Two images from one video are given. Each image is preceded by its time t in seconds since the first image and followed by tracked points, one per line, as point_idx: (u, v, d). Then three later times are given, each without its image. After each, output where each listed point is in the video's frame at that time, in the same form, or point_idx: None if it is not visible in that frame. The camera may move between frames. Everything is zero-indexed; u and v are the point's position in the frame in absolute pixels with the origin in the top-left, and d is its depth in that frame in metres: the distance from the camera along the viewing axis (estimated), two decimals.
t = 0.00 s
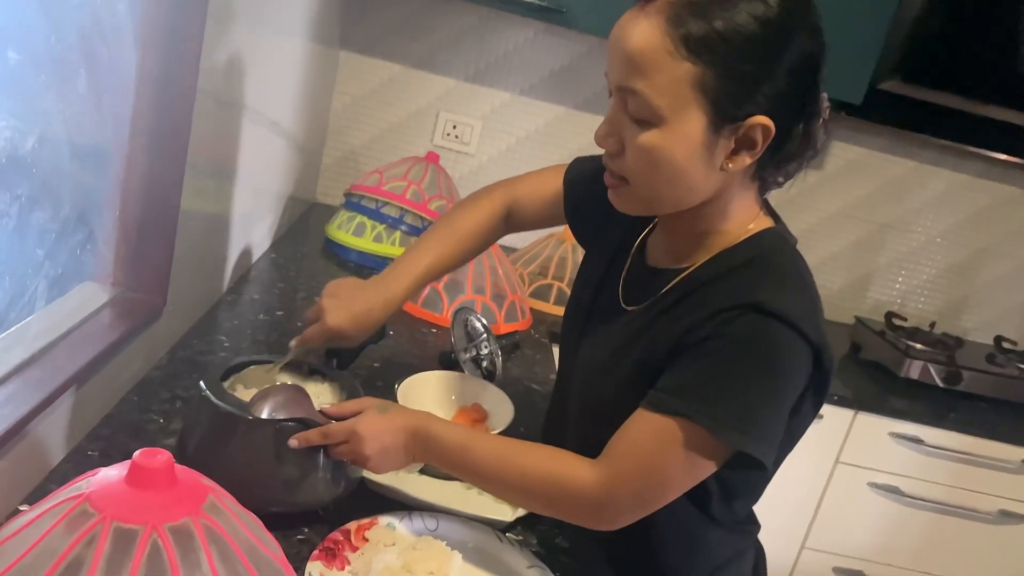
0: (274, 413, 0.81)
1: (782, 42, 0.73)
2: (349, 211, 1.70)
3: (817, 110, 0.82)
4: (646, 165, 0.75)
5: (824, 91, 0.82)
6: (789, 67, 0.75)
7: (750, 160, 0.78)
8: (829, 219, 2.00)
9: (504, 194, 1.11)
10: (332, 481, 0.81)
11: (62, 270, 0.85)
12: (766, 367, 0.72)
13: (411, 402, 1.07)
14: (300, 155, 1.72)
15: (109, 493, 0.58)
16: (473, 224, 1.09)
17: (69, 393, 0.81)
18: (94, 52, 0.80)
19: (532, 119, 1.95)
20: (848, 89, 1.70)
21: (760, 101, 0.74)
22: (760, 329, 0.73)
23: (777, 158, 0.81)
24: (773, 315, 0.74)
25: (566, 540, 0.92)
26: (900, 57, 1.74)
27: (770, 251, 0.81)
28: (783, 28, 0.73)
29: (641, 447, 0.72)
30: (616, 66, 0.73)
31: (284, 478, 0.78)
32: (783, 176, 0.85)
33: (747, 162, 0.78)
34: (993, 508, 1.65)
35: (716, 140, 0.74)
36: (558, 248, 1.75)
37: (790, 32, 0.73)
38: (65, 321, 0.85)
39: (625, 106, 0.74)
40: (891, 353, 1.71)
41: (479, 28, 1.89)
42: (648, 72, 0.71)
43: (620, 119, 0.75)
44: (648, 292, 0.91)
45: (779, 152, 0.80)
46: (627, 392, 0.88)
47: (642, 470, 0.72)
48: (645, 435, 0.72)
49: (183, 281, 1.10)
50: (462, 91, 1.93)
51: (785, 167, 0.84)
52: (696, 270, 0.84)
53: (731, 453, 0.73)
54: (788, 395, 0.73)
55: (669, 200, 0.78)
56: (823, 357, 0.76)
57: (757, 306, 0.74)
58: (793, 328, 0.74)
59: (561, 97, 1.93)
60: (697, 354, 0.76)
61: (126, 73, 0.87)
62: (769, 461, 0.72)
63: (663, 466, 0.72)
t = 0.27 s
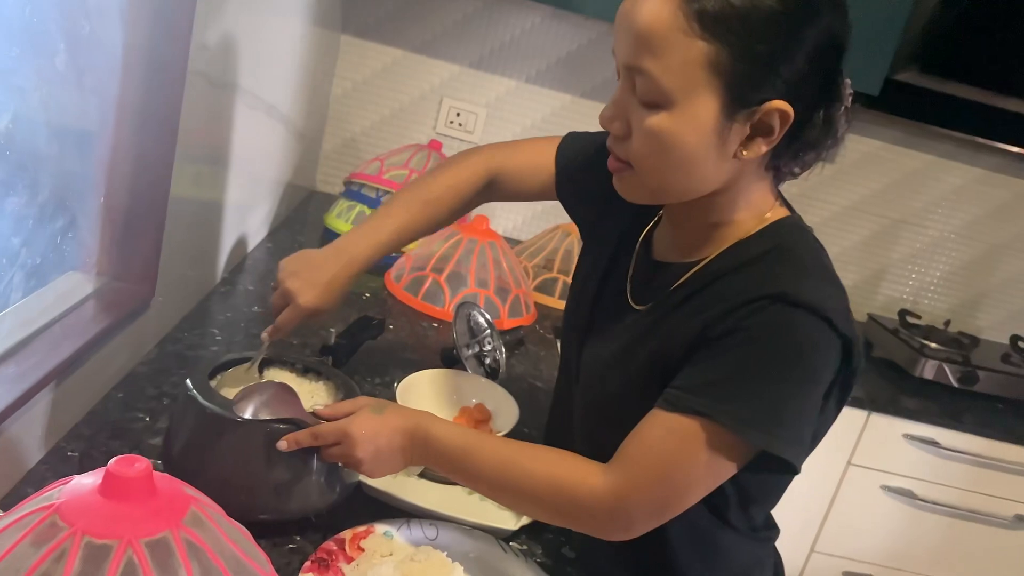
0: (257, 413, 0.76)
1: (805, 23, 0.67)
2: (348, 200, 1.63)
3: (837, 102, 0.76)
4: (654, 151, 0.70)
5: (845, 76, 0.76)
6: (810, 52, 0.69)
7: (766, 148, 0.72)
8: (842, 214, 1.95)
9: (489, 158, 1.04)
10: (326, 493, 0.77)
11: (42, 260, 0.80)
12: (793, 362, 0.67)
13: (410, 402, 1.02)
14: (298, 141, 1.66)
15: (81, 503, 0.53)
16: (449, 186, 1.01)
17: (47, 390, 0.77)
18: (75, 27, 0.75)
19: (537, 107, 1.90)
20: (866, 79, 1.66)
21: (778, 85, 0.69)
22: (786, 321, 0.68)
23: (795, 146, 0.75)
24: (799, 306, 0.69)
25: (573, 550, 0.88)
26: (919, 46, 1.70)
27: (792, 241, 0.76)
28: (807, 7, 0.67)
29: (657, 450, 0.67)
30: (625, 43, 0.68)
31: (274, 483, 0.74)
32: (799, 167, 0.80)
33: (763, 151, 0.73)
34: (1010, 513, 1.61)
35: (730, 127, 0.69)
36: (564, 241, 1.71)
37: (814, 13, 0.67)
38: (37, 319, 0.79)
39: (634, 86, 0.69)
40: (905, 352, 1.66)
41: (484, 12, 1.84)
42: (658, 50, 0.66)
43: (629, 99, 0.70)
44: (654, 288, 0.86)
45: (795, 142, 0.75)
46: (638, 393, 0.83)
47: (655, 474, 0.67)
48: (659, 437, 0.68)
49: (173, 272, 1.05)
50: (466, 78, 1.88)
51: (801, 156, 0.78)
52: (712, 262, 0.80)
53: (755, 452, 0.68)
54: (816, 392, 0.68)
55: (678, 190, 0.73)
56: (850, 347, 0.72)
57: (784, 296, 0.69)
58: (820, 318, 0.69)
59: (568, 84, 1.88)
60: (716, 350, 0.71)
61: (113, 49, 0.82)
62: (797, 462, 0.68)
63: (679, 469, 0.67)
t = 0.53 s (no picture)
0: (255, 422, 0.73)
1: (803, 16, 0.65)
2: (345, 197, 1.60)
3: (836, 98, 0.74)
4: (647, 147, 0.67)
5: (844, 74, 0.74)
6: (809, 47, 0.66)
7: (762, 145, 0.70)
8: (846, 216, 1.93)
9: (466, 152, 0.99)
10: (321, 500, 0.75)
11: (29, 255, 0.77)
12: (805, 360, 0.64)
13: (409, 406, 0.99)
14: (297, 138, 1.64)
15: (66, 511, 0.51)
16: (421, 183, 0.97)
17: (35, 390, 0.74)
18: (66, 14, 0.72)
19: (540, 105, 1.87)
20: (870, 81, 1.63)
21: (776, 79, 0.66)
22: (796, 319, 0.66)
23: (793, 144, 0.74)
24: (809, 302, 0.67)
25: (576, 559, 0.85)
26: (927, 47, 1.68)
27: (796, 239, 0.74)
28: None
29: (668, 456, 0.64)
30: (616, 33, 0.65)
31: (267, 490, 0.71)
32: (796, 163, 0.78)
33: (760, 147, 0.71)
34: (1015, 521, 1.60)
35: (726, 124, 0.67)
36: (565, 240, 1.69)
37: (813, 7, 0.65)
38: (25, 316, 0.76)
39: (625, 79, 0.66)
40: (910, 357, 1.64)
41: (487, 8, 1.81)
42: (651, 41, 0.63)
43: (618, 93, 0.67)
44: (651, 290, 0.84)
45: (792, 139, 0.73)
46: (640, 398, 0.81)
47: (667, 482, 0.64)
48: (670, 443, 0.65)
49: (167, 269, 1.02)
50: (468, 75, 1.86)
51: (798, 155, 0.76)
52: (712, 261, 0.78)
53: (768, 455, 0.66)
54: (830, 391, 0.66)
55: (671, 189, 0.70)
56: (862, 345, 0.69)
57: (794, 294, 0.67)
58: (831, 314, 0.67)
59: (571, 82, 1.86)
60: (724, 352, 0.69)
61: (106, 39, 0.79)
62: (813, 463, 0.65)
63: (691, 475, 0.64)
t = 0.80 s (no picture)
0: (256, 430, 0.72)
1: (786, 21, 0.66)
2: (344, 202, 1.61)
3: (822, 102, 0.76)
4: (643, 159, 0.68)
5: (829, 76, 0.75)
6: (795, 51, 0.68)
7: (757, 149, 0.71)
8: (842, 226, 1.94)
9: (460, 168, 1.01)
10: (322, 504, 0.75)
11: (31, 261, 0.77)
12: (799, 368, 0.65)
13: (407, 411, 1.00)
14: (296, 143, 1.64)
15: (68, 518, 0.51)
16: (416, 199, 0.99)
17: (34, 396, 0.74)
18: (70, 20, 0.73)
19: (538, 113, 1.88)
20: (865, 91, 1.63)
21: (766, 84, 0.68)
22: (789, 326, 0.67)
23: (784, 147, 0.75)
24: (802, 309, 0.67)
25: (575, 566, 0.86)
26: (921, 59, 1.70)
27: (791, 246, 0.75)
28: (786, 9, 0.66)
29: (665, 466, 0.65)
30: (605, 49, 0.66)
31: (267, 495, 0.71)
32: (789, 168, 0.79)
33: (755, 151, 0.71)
34: (1009, 531, 1.60)
35: (719, 130, 0.67)
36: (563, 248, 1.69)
37: (794, 12, 0.67)
38: (26, 321, 0.76)
39: (616, 93, 0.67)
40: (905, 368, 1.64)
41: (486, 16, 1.82)
42: (641, 51, 0.64)
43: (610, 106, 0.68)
44: (645, 299, 0.84)
45: (785, 141, 0.74)
46: (637, 406, 0.81)
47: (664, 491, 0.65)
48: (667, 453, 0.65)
49: (167, 274, 1.02)
50: (467, 82, 1.86)
51: (790, 160, 0.78)
52: (707, 270, 0.78)
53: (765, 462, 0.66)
54: (825, 396, 0.66)
55: (669, 199, 0.71)
56: (856, 352, 0.70)
57: (786, 301, 0.68)
58: (824, 321, 0.67)
59: (569, 91, 1.86)
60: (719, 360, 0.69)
61: (109, 44, 0.80)
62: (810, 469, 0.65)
63: (689, 484, 0.65)
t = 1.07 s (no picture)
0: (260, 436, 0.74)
1: (795, 40, 0.70)
2: (342, 213, 1.64)
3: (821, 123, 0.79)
4: (651, 163, 0.70)
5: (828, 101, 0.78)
6: (801, 67, 0.71)
7: (757, 162, 0.74)
8: (832, 237, 1.97)
9: (463, 191, 1.04)
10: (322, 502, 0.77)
11: (40, 268, 0.80)
12: (789, 373, 0.68)
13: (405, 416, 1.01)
14: (293, 154, 1.66)
15: (79, 516, 0.53)
16: (419, 223, 1.02)
17: (41, 400, 0.76)
18: (80, 35, 0.75)
19: (532, 126, 1.91)
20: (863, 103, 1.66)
21: (771, 98, 0.71)
22: (782, 333, 0.69)
23: (783, 164, 0.78)
24: (792, 317, 0.70)
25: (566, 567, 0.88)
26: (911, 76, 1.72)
27: (782, 259, 0.78)
28: (795, 24, 0.69)
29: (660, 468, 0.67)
30: (621, 54, 0.68)
31: (269, 498, 0.73)
32: (785, 185, 0.82)
33: (755, 164, 0.74)
34: (995, 537, 1.62)
35: (725, 139, 0.70)
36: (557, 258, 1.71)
37: (804, 32, 0.70)
38: (34, 327, 0.78)
39: (629, 99, 0.70)
40: (893, 376, 1.67)
41: (482, 30, 1.85)
42: (657, 60, 0.67)
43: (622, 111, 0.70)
44: (643, 306, 0.87)
45: (782, 158, 0.77)
46: (632, 412, 0.83)
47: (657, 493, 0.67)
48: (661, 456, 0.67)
49: (168, 283, 1.04)
50: (463, 95, 1.89)
51: (788, 175, 0.80)
52: (703, 277, 0.81)
53: (754, 464, 0.68)
54: (813, 403, 0.69)
55: (673, 204, 0.73)
56: (843, 362, 0.73)
57: (776, 309, 0.71)
58: (814, 330, 0.70)
59: (563, 104, 1.89)
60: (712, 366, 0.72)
61: (116, 58, 0.82)
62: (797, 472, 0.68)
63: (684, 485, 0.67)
